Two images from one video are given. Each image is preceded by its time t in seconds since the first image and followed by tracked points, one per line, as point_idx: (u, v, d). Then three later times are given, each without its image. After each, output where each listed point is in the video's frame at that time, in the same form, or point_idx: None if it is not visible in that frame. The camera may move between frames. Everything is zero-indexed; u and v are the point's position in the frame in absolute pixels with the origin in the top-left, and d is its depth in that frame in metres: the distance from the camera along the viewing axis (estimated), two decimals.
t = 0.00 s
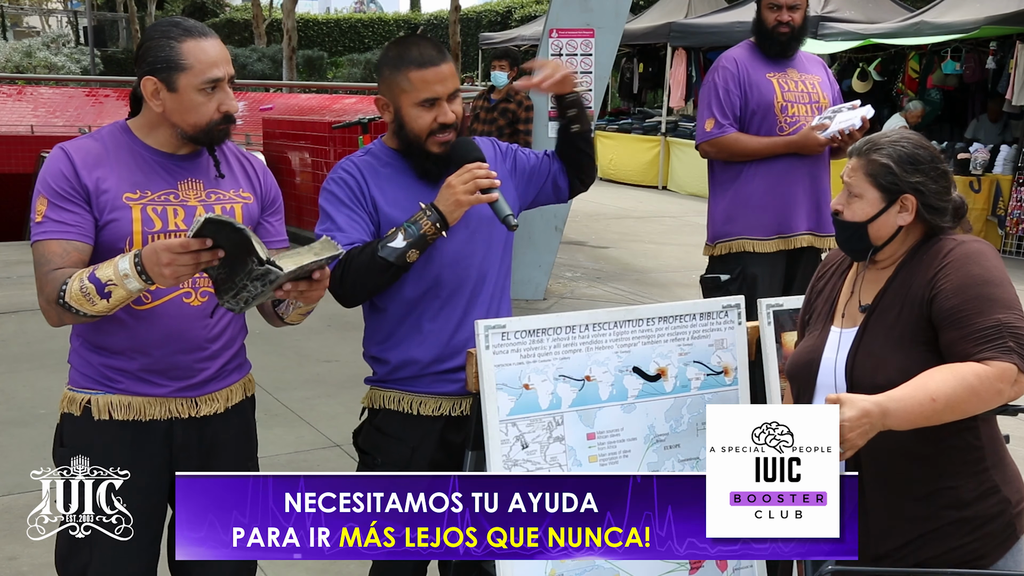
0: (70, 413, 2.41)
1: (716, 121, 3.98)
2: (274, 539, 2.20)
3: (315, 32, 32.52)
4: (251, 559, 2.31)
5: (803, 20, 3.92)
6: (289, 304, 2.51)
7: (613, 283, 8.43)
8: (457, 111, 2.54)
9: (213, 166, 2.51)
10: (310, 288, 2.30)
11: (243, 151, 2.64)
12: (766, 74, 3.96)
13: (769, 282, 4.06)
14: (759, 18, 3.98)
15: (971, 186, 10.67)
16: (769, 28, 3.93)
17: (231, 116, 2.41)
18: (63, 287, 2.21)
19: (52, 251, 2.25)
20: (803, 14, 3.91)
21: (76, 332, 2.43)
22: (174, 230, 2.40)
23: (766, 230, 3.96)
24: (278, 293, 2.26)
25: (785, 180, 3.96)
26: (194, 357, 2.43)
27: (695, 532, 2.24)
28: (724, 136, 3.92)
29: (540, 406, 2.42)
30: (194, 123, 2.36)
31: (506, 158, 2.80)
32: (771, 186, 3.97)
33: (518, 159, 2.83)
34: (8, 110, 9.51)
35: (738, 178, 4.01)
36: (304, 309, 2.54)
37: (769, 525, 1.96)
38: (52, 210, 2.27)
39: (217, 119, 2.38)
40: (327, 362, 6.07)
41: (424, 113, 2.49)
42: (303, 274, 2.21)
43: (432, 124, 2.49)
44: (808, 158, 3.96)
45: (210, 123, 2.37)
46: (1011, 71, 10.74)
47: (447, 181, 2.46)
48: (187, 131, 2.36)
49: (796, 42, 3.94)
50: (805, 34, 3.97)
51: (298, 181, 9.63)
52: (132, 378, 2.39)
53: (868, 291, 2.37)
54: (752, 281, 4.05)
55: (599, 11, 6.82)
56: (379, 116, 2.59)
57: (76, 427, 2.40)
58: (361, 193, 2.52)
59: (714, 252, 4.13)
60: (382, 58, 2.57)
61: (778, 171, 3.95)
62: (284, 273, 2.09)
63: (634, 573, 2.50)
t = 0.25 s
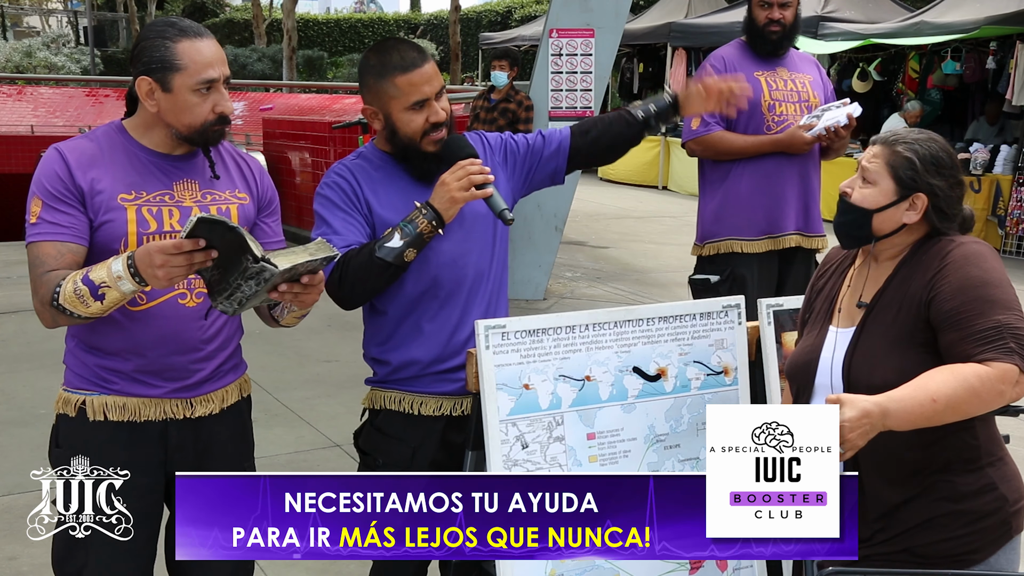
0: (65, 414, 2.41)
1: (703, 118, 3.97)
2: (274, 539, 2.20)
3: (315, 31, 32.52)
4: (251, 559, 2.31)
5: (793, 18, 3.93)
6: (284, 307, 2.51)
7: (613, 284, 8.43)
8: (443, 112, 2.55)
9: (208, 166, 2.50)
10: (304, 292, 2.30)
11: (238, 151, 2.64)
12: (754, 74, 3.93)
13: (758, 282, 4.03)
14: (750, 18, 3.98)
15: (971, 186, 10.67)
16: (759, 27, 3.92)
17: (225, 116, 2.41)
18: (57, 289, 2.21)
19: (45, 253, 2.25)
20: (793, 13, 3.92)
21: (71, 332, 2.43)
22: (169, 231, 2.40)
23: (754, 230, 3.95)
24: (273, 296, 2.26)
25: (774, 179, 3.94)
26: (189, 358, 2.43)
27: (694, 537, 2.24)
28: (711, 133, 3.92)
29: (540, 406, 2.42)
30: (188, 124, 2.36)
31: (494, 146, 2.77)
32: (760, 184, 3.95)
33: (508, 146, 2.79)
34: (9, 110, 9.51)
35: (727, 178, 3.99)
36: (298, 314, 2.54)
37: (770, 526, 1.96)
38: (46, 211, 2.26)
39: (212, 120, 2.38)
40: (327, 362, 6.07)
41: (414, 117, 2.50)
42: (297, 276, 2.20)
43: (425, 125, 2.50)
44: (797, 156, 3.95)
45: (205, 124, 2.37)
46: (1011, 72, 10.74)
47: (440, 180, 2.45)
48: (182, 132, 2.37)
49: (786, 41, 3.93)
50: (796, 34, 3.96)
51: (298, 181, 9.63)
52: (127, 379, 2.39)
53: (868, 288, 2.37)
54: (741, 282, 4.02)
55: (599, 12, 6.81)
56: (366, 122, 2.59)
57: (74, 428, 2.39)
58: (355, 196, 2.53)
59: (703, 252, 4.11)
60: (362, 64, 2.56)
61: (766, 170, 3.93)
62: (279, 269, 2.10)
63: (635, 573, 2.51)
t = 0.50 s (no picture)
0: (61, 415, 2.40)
1: (691, 120, 3.91)
2: (274, 539, 2.20)
3: (315, 31, 32.51)
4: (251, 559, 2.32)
5: (783, 17, 3.92)
6: (282, 305, 2.51)
7: (613, 283, 8.42)
8: (458, 112, 2.59)
9: (204, 167, 2.50)
10: (303, 285, 2.30)
11: (235, 152, 2.64)
12: (742, 74, 3.92)
13: (749, 283, 4.02)
14: (741, 17, 3.97)
15: (971, 186, 10.66)
16: (749, 26, 3.91)
17: (221, 117, 2.41)
18: (51, 289, 2.22)
19: (39, 254, 2.25)
20: (783, 12, 3.91)
21: (66, 333, 2.43)
22: (164, 230, 2.39)
23: (745, 232, 3.93)
24: (272, 287, 2.27)
25: (763, 180, 3.90)
26: (184, 359, 2.43)
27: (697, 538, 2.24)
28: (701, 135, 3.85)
29: (540, 406, 2.42)
30: (184, 124, 2.36)
31: (494, 156, 2.74)
32: (748, 186, 3.90)
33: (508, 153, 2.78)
34: (8, 110, 9.50)
35: (716, 179, 3.94)
36: (297, 310, 2.54)
37: (770, 525, 1.96)
38: (40, 212, 2.26)
39: (207, 120, 2.38)
40: (327, 362, 6.07)
41: (432, 113, 2.51)
42: (293, 262, 2.22)
43: (440, 121, 2.52)
44: (788, 157, 3.89)
45: (200, 124, 2.37)
46: (1011, 72, 10.73)
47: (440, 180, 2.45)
48: (178, 132, 2.37)
49: (776, 40, 3.92)
50: (785, 34, 3.96)
51: (298, 181, 9.62)
52: (123, 380, 2.39)
53: (868, 288, 2.37)
54: (732, 283, 4.01)
55: (599, 12, 6.80)
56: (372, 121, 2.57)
57: (71, 428, 2.39)
58: (354, 195, 2.53)
59: (694, 253, 4.09)
60: (369, 65, 2.56)
61: (754, 172, 3.89)
62: (275, 252, 2.13)
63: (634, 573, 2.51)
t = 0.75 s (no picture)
0: (59, 415, 2.40)
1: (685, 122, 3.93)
2: (274, 539, 2.20)
3: (315, 31, 32.52)
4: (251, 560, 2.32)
5: (778, 15, 3.91)
6: (280, 304, 2.52)
7: (613, 283, 8.42)
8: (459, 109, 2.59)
9: (201, 167, 2.50)
10: (297, 283, 2.32)
11: (233, 152, 2.64)
12: (736, 74, 3.92)
13: (743, 285, 4.00)
14: (734, 17, 3.96)
15: (971, 186, 10.65)
16: (743, 25, 3.91)
17: (219, 117, 2.41)
18: (47, 289, 2.22)
19: (36, 254, 2.25)
20: (777, 10, 3.90)
21: (64, 333, 2.43)
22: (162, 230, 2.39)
23: (739, 233, 3.93)
24: (267, 291, 2.29)
25: (756, 183, 3.90)
26: (182, 359, 2.43)
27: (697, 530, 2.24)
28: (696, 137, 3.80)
29: (540, 406, 2.41)
30: (181, 124, 2.36)
31: (493, 152, 2.76)
32: (742, 187, 3.90)
33: (508, 150, 2.78)
34: (8, 110, 9.51)
35: (710, 179, 3.93)
36: (293, 309, 2.55)
37: (769, 525, 1.96)
38: (38, 212, 2.26)
39: (205, 120, 2.38)
40: (327, 362, 6.06)
41: (433, 109, 2.51)
42: (288, 261, 2.23)
43: (442, 118, 2.52)
44: (782, 157, 3.90)
45: (198, 124, 2.37)
46: (1011, 72, 10.73)
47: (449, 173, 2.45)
48: (175, 132, 2.37)
49: (771, 38, 3.91)
50: (780, 32, 3.95)
51: (298, 182, 9.62)
52: (120, 380, 2.39)
53: (868, 290, 2.36)
54: (725, 285, 4.01)
55: (599, 11, 6.80)
56: (373, 118, 2.57)
57: (70, 428, 2.39)
58: (358, 193, 2.52)
59: (688, 253, 4.08)
60: (370, 63, 2.56)
61: (748, 173, 3.88)
62: (270, 251, 2.13)
63: (634, 573, 2.51)
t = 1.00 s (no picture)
0: (60, 415, 2.40)
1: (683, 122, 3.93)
2: (274, 539, 2.20)
3: (315, 31, 32.53)
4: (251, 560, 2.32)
5: (776, 15, 3.91)
6: (280, 306, 2.51)
7: (613, 283, 8.42)
8: (457, 107, 2.60)
9: (204, 166, 2.50)
10: (298, 287, 2.31)
11: (234, 152, 2.64)
12: (735, 74, 3.92)
13: (741, 285, 4.00)
14: (732, 17, 3.96)
15: (971, 186, 10.65)
16: (742, 24, 3.90)
17: (222, 116, 2.41)
18: (48, 289, 2.22)
19: (38, 254, 2.25)
20: (775, 10, 3.90)
21: (65, 333, 2.43)
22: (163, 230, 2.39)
23: (736, 234, 3.92)
24: (267, 291, 2.28)
25: (754, 183, 3.90)
26: (183, 359, 2.43)
27: (696, 530, 2.23)
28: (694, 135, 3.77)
29: (540, 406, 2.41)
30: (185, 124, 2.36)
31: (493, 150, 2.78)
32: (741, 187, 3.90)
33: (508, 148, 2.79)
34: (8, 110, 9.51)
35: (708, 179, 3.93)
36: (293, 312, 2.54)
37: (769, 526, 1.96)
38: (39, 212, 2.27)
39: (208, 119, 2.38)
40: (327, 361, 6.06)
41: (431, 105, 2.51)
42: (288, 266, 2.23)
43: (440, 115, 2.53)
44: (780, 158, 3.90)
45: (201, 124, 2.37)
46: (1011, 72, 10.73)
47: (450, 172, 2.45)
48: (177, 132, 2.37)
49: (769, 38, 3.92)
50: (779, 32, 3.95)
51: (298, 181, 9.63)
52: (121, 380, 2.39)
53: (869, 293, 2.35)
54: (723, 285, 4.01)
55: (599, 12, 6.80)
56: (372, 119, 2.57)
57: (70, 428, 2.39)
58: (358, 193, 2.52)
59: (686, 254, 4.08)
60: (368, 62, 2.56)
61: (746, 173, 3.88)
62: (269, 252, 2.11)
63: (634, 573, 2.52)
